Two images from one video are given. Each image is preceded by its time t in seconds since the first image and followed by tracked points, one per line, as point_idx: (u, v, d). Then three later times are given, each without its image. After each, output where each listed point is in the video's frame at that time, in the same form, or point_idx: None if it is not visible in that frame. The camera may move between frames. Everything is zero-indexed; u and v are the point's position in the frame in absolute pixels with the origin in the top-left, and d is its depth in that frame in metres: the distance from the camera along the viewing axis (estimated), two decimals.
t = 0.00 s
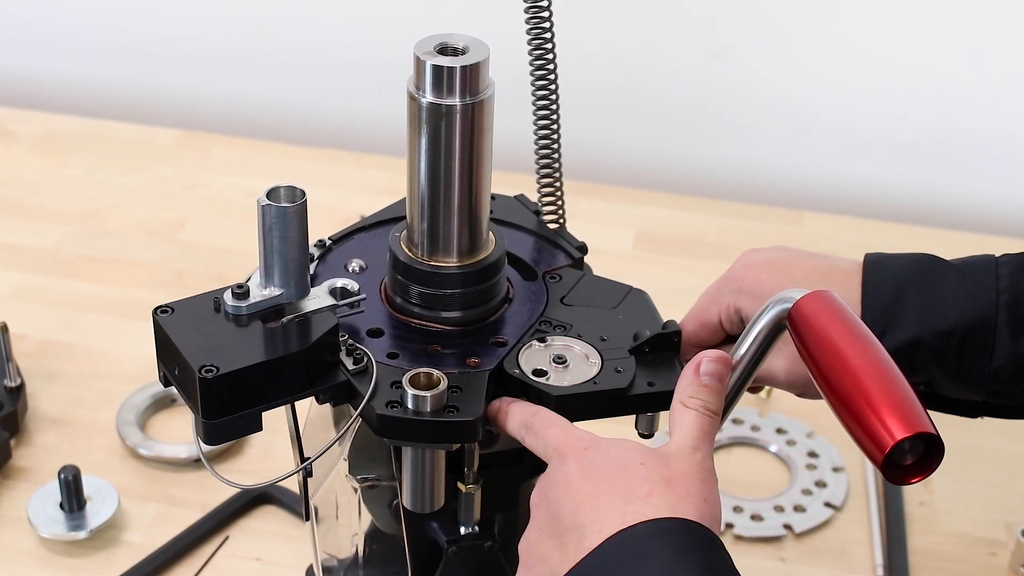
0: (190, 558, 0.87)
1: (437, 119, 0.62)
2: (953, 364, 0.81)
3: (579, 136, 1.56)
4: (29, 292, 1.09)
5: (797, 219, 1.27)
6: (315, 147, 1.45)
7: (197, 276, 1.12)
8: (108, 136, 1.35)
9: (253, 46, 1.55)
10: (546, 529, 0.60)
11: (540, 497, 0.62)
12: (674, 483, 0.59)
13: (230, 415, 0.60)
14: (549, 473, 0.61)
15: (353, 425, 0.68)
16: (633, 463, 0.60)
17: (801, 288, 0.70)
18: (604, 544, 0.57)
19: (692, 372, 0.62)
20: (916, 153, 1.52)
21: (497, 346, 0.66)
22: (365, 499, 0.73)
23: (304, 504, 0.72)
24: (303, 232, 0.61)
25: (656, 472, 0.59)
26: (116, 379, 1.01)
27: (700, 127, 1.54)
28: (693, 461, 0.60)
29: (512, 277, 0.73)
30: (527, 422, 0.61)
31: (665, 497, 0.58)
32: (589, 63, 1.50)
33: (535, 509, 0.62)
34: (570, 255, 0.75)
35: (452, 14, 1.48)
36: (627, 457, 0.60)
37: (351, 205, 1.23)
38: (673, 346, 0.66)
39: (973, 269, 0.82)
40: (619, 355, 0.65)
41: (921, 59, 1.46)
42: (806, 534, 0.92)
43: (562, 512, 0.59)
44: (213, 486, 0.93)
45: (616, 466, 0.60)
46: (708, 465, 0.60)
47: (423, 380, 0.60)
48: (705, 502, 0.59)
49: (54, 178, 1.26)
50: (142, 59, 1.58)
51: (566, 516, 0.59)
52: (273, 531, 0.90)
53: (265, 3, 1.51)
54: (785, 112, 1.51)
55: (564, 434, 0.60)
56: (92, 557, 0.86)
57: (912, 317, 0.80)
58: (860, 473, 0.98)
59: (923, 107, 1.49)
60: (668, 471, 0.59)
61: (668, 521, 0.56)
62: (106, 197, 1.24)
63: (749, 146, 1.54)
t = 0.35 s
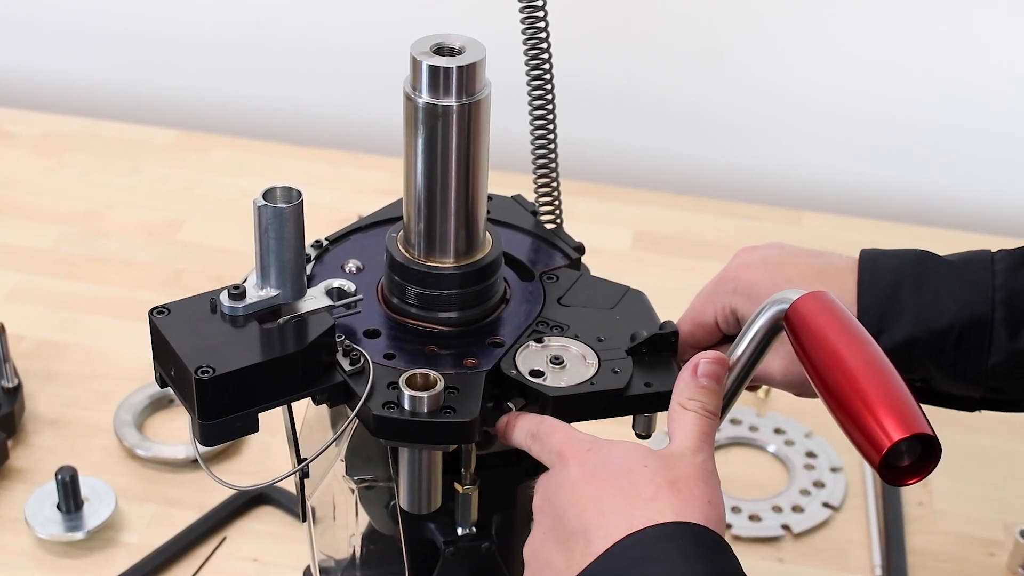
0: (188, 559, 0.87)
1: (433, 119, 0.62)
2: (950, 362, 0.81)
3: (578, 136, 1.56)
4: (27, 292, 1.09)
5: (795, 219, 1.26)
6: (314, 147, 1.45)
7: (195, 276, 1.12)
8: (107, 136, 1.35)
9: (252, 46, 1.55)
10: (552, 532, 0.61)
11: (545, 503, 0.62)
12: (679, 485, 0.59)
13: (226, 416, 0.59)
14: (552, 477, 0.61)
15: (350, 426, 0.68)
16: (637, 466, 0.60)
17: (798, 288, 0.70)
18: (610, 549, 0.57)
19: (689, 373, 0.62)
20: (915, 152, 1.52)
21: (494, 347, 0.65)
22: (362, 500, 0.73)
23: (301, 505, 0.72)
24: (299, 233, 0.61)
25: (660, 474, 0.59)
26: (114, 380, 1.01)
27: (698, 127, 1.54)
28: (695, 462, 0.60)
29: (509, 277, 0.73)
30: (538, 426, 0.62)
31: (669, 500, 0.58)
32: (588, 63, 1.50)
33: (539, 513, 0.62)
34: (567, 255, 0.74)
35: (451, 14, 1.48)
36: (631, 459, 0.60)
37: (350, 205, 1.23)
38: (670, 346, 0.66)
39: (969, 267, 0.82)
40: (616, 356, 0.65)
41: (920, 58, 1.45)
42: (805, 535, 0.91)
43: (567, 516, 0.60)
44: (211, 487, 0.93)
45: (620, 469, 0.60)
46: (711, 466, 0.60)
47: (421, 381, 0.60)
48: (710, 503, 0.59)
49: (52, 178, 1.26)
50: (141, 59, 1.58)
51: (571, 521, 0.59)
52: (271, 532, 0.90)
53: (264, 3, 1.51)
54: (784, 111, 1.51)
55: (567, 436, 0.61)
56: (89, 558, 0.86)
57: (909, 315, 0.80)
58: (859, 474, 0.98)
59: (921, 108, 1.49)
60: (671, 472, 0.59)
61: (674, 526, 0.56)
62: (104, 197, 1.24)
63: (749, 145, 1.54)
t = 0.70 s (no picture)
0: (187, 558, 0.87)
1: (433, 119, 0.62)
2: (950, 363, 0.81)
3: (578, 135, 1.56)
4: (26, 292, 1.09)
5: (795, 218, 1.26)
6: (314, 147, 1.45)
7: (195, 276, 1.12)
8: (107, 136, 1.35)
9: (253, 45, 1.55)
10: (554, 536, 0.61)
11: (546, 505, 0.62)
12: (681, 486, 0.59)
13: (225, 415, 0.59)
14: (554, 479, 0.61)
15: (350, 426, 0.68)
16: (640, 468, 0.60)
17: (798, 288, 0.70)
18: (613, 552, 0.57)
19: (689, 374, 0.62)
20: (914, 152, 1.52)
21: (494, 346, 0.65)
22: (362, 499, 0.73)
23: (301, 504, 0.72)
24: (299, 232, 0.61)
25: (662, 475, 0.59)
26: (114, 379, 1.01)
27: (698, 126, 1.54)
28: (697, 463, 0.60)
29: (509, 277, 0.73)
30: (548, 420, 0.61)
31: (672, 503, 0.58)
32: (588, 63, 1.50)
33: (540, 515, 0.62)
34: (567, 254, 0.74)
35: (451, 13, 1.48)
36: (634, 460, 0.60)
37: (350, 204, 1.23)
38: (669, 345, 0.66)
39: (969, 267, 0.82)
40: (615, 355, 0.65)
41: (920, 58, 1.45)
42: (804, 534, 0.91)
43: (569, 519, 0.60)
44: (210, 486, 0.93)
45: (623, 470, 0.60)
46: (712, 467, 0.61)
47: (421, 380, 0.60)
48: (712, 505, 0.59)
49: (52, 178, 1.26)
50: (141, 58, 1.58)
51: (574, 524, 0.59)
52: (271, 531, 0.90)
53: (264, 3, 1.51)
54: (784, 111, 1.51)
55: (570, 436, 0.61)
56: (89, 557, 0.86)
57: (909, 316, 0.80)
58: (858, 474, 0.98)
59: (922, 107, 1.49)
60: (674, 474, 0.59)
61: (677, 528, 0.56)
62: (104, 197, 1.24)
63: (749, 145, 1.54)
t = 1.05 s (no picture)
0: (188, 557, 0.87)
1: (433, 118, 0.62)
2: (948, 362, 0.81)
3: (577, 134, 1.56)
4: (27, 291, 1.09)
5: (795, 218, 1.27)
6: (315, 146, 1.45)
7: (195, 275, 1.12)
8: (108, 136, 1.35)
9: (253, 44, 1.55)
10: (555, 533, 0.61)
11: (549, 503, 0.62)
12: (681, 484, 0.59)
13: (225, 413, 0.59)
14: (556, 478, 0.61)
15: (350, 424, 0.68)
16: (639, 465, 0.60)
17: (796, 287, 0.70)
18: (611, 548, 0.57)
19: (688, 372, 0.62)
20: (914, 152, 1.52)
21: (494, 345, 0.66)
22: (362, 497, 0.73)
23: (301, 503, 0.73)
24: (299, 231, 0.62)
25: (662, 473, 0.59)
26: (114, 379, 1.01)
27: (698, 126, 1.54)
28: (696, 461, 0.60)
29: (509, 276, 0.73)
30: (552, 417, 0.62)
31: (671, 500, 0.58)
32: (587, 63, 1.50)
33: (543, 513, 0.62)
34: (566, 253, 0.75)
35: (451, 13, 1.48)
36: (634, 457, 0.61)
37: (350, 204, 1.23)
38: (669, 344, 0.66)
39: (969, 266, 0.82)
40: (615, 354, 0.65)
41: (920, 57, 1.46)
42: (804, 533, 0.92)
43: (570, 515, 0.60)
44: (210, 485, 0.93)
45: (623, 468, 0.60)
46: (712, 465, 0.61)
47: (421, 379, 0.61)
48: (711, 503, 0.59)
49: (53, 177, 1.26)
50: (141, 58, 1.58)
51: (574, 521, 0.59)
52: (271, 530, 0.90)
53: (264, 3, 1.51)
54: (784, 110, 1.52)
55: (573, 434, 0.61)
56: (89, 556, 0.86)
57: (907, 314, 0.80)
58: (858, 472, 0.98)
59: (921, 107, 1.49)
60: (674, 471, 0.59)
61: (675, 525, 0.56)
62: (104, 196, 1.24)
63: (749, 145, 1.54)
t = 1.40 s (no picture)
0: (186, 557, 0.87)
1: (430, 119, 0.62)
2: (947, 369, 0.81)
3: (576, 134, 1.55)
4: (26, 292, 1.09)
5: (794, 218, 1.27)
6: (314, 146, 1.45)
7: (194, 276, 1.12)
8: (107, 136, 1.35)
9: (252, 44, 1.55)
10: (556, 548, 0.62)
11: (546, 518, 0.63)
12: (676, 492, 0.59)
13: (222, 414, 0.59)
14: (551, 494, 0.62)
15: (348, 425, 0.68)
16: (631, 476, 0.60)
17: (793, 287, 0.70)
18: (608, 562, 0.57)
19: (683, 374, 0.62)
20: (913, 151, 1.52)
21: (491, 345, 0.66)
22: (360, 498, 0.73)
23: (298, 503, 0.73)
24: (296, 232, 0.62)
25: (654, 482, 0.59)
26: (113, 379, 1.01)
27: (698, 126, 1.54)
28: (691, 466, 0.60)
29: (507, 276, 0.73)
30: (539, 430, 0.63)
31: (665, 509, 0.58)
32: (587, 63, 1.50)
33: (542, 527, 0.63)
34: (564, 254, 0.75)
35: (450, 13, 1.49)
36: (626, 467, 0.60)
37: (349, 204, 1.23)
38: (666, 345, 0.66)
39: (969, 273, 0.82)
40: (612, 354, 0.65)
41: (919, 56, 1.46)
42: (802, 533, 0.92)
43: (567, 531, 0.60)
44: (209, 486, 0.93)
45: (616, 480, 0.60)
46: (707, 468, 0.60)
47: (418, 379, 0.61)
48: (706, 507, 0.59)
49: (52, 178, 1.26)
50: (140, 58, 1.58)
51: (571, 537, 0.60)
52: (270, 531, 0.90)
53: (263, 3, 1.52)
54: (783, 110, 1.52)
55: (559, 450, 0.62)
56: (88, 557, 0.86)
57: (907, 321, 0.80)
58: (856, 472, 0.98)
59: (920, 107, 1.49)
60: (667, 479, 0.59)
61: (671, 535, 0.57)
62: (103, 197, 1.24)
63: (748, 144, 1.54)
